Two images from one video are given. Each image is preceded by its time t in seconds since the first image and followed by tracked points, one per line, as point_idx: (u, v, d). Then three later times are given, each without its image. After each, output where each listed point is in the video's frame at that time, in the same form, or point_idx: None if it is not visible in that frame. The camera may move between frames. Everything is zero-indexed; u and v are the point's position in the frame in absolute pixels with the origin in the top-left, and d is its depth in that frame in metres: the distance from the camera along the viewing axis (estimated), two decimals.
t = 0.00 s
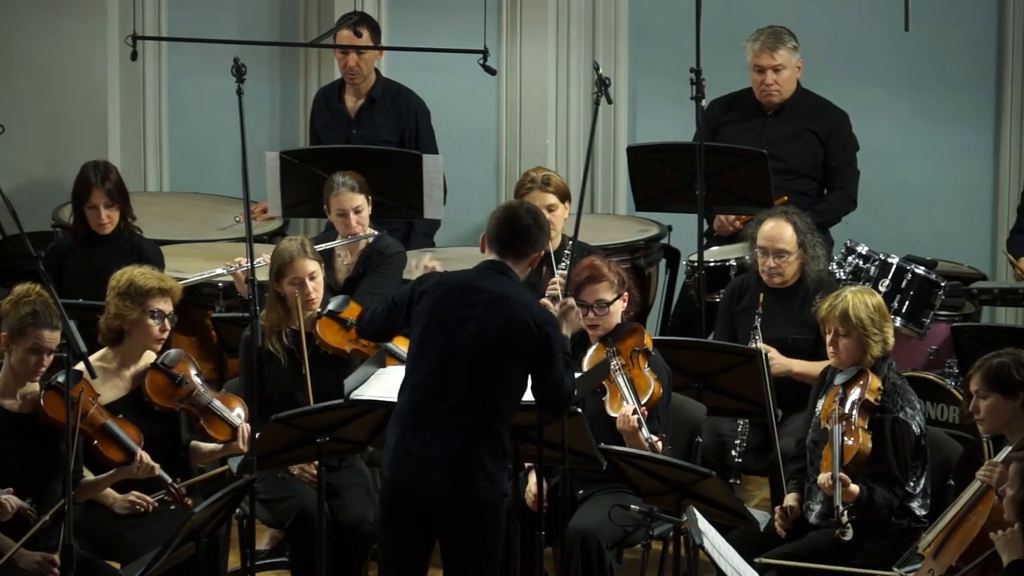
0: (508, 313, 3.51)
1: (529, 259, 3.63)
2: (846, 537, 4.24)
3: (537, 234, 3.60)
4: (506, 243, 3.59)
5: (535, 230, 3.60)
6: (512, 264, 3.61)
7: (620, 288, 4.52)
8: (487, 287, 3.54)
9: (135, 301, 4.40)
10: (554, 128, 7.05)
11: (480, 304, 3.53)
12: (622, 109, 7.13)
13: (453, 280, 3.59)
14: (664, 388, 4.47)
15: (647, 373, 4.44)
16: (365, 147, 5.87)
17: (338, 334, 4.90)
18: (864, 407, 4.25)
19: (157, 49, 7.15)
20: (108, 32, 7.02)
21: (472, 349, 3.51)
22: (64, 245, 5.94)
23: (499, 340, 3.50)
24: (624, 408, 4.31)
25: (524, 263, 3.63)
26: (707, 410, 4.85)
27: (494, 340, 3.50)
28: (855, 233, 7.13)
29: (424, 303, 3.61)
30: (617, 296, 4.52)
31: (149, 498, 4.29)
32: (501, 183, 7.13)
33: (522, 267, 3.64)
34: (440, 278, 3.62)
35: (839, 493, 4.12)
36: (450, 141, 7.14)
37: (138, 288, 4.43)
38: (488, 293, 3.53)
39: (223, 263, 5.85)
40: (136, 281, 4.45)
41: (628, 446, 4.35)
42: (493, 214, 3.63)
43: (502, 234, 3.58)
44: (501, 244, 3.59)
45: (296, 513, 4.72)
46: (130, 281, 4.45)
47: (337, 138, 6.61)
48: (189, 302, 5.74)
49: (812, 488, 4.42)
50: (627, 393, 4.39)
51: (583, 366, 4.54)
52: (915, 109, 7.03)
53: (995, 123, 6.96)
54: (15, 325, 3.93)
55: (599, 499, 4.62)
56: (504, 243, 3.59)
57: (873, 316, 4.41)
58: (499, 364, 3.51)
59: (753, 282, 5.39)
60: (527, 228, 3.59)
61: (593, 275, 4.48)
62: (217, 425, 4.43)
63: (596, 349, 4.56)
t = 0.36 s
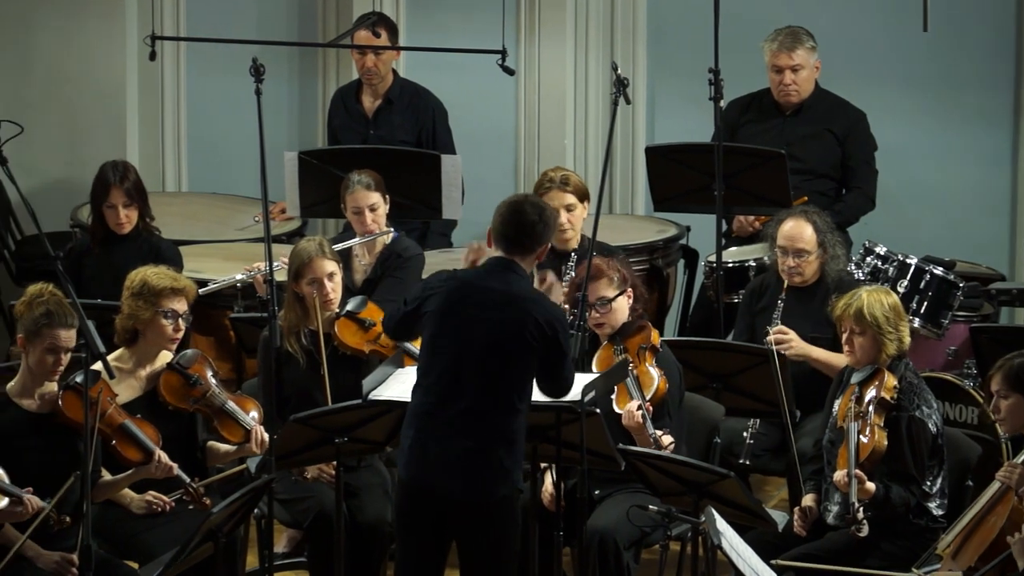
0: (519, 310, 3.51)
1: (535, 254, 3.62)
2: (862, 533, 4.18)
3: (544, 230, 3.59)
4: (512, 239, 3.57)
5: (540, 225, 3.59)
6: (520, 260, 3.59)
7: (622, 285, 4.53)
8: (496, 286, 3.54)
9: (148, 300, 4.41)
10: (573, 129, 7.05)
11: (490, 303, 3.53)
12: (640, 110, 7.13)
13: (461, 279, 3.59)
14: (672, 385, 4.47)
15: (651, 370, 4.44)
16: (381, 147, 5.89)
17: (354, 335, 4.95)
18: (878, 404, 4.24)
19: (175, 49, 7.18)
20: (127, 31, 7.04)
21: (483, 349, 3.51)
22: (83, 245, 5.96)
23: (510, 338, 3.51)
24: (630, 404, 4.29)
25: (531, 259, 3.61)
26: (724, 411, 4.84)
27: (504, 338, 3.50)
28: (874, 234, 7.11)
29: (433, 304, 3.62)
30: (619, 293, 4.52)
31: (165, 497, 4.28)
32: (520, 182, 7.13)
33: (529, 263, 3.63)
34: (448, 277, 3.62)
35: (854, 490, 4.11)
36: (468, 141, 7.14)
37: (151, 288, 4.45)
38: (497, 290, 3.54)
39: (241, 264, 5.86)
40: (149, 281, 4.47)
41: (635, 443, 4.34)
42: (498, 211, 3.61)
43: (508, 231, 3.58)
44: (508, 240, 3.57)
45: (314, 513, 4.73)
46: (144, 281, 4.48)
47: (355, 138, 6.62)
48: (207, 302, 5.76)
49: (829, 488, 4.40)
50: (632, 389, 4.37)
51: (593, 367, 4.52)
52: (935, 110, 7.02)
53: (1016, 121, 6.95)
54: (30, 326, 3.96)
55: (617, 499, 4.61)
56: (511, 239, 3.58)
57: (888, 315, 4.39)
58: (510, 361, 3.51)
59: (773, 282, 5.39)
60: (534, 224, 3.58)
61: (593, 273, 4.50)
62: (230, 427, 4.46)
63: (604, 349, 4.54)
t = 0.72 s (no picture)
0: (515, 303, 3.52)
1: (517, 242, 3.63)
2: (879, 533, 4.16)
3: (521, 218, 3.61)
4: (491, 230, 3.60)
5: (517, 213, 3.61)
6: (503, 250, 3.61)
7: (639, 284, 4.51)
8: (489, 280, 3.55)
9: (169, 299, 4.42)
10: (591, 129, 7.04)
11: (485, 297, 3.53)
12: (659, 110, 7.11)
13: (451, 276, 3.58)
14: (693, 388, 4.46)
15: (674, 374, 4.42)
16: (396, 147, 5.92)
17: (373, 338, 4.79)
18: (896, 403, 4.21)
19: (194, 49, 7.20)
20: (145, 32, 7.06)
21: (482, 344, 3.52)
22: (101, 246, 5.98)
23: (509, 331, 3.52)
24: (650, 409, 4.31)
25: (514, 247, 3.63)
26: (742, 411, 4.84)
27: (503, 332, 3.52)
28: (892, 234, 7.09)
29: (425, 304, 3.60)
30: (635, 291, 4.50)
31: (184, 497, 4.30)
32: (538, 183, 7.13)
33: (514, 252, 3.65)
34: (438, 274, 3.62)
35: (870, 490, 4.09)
36: (486, 142, 7.15)
37: (171, 286, 4.45)
38: (490, 284, 3.54)
39: (259, 264, 5.88)
40: (169, 280, 4.47)
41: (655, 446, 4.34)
42: (474, 208, 3.64)
43: (485, 223, 3.60)
44: (488, 233, 3.59)
45: (332, 513, 4.74)
46: (165, 281, 4.47)
47: (373, 138, 6.63)
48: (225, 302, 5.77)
49: (846, 488, 4.38)
50: (653, 393, 4.36)
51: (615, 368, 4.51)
52: (954, 110, 7.00)
53: None
54: (44, 328, 3.96)
55: (635, 500, 4.61)
56: (490, 232, 3.60)
57: (912, 319, 4.36)
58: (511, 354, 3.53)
59: (793, 281, 5.39)
60: (510, 214, 3.60)
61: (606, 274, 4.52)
62: (251, 423, 4.46)
63: (627, 352, 4.53)
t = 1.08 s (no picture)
0: (505, 303, 3.54)
1: (503, 244, 3.64)
2: (905, 538, 4.20)
3: (505, 219, 3.63)
4: (475, 233, 3.61)
5: (500, 215, 3.63)
6: (489, 252, 3.62)
7: (671, 282, 4.49)
8: (477, 282, 3.57)
9: (183, 296, 4.43)
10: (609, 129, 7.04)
11: (474, 299, 3.56)
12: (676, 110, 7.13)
13: (439, 280, 3.61)
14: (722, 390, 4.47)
15: (707, 375, 4.43)
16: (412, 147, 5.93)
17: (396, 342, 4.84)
18: (920, 408, 4.23)
19: (212, 50, 7.22)
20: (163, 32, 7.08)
21: (473, 345, 3.54)
22: (120, 245, 6.00)
23: (500, 331, 3.53)
24: (682, 408, 4.30)
25: (500, 249, 3.64)
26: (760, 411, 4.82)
27: (493, 332, 3.53)
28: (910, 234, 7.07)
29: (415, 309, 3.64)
30: (667, 289, 4.48)
31: (201, 498, 4.31)
32: (556, 182, 7.13)
33: (500, 254, 3.66)
34: (426, 279, 3.64)
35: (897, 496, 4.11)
36: (503, 142, 7.14)
37: (186, 284, 4.47)
38: (478, 285, 3.57)
39: (278, 264, 5.89)
40: (185, 277, 4.49)
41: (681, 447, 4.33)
42: (458, 213, 3.67)
43: (468, 228, 3.62)
44: (472, 237, 3.61)
45: (350, 513, 4.75)
46: (181, 279, 4.49)
47: (390, 138, 6.63)
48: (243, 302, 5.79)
49: (864, 489, 4.37)
50: (685, 393, 4.38)
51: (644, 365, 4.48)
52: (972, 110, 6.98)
53: None
54: (57, 332, 3.98)
55: (653, 501, 4.60)
56: (474, 236, 3.61)
57: (938, 324, 4.33)
58: (502, 354, 3.54)
59: (810, 281, 5.39)
60: (493, 216, 3.62)
61: (640, 269, 4.47)
62: (269, 422, 4.46)
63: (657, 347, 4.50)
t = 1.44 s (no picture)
0: (496, 299, 3.53)
1: (486, 232, 3.60)
2: (931, 537, 4.18)
3: (485, 210, 3.58)
4: (457, 229, 3.59)
5: (479, 206, 3.58)
6: (473, 246, 3.60)
7: (705, 283, 4.52)
8: (466, 279, 3.56)
9: (196, 294, 4.44)
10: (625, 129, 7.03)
11: (464, 296, 3.55)
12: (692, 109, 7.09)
13: (428, 279, 3.61)
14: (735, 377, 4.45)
15: (720, 358, 4.41)
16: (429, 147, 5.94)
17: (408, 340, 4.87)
18: (942, 408, 4.20)
19: (228, 50, 7.21)
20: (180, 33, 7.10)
21: (467, 343, 3.54)
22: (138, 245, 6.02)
23: (493, 327, 3.53)
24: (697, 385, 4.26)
25: (483, 239, 3.60)
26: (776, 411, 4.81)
27: (486, 328, 3.53)
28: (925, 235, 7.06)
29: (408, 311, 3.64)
30: (702, 290, 4.50)
31: (218, 498, 4.34)
32: (572, 182, 7.12)
33: (486, 243, 3.63)
34: (416, 278, 3.64)
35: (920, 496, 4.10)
36: (519, 141, 7.15)
37: (200, 282, 4.49)
38: (468, 282, 3.56)
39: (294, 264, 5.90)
40: (198, 275, 4.51)
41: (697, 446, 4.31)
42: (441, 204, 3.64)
43: (450, 223, 3.61)
44: (455, 233, 3.59)
45: (366, 512, 4.76)
46: (194, 276, 4.51)
47: (406, 138, 6.64)
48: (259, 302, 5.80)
49: (880, 490, 4.37)
50: (698, 371, 4.34)
51: (659, 358, 4.46)
52: (987, 111, 6.99)
53: None
54: (69, 337, 4.01)
55: (669, 501, 4.59)
56: (457, 230, 3.59)
57: (958, 321, 4.30)
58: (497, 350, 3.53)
59: (828, 281, 5.37)
60: (472, 208, 3.58)
61: (681, 265, 4.49)
62: (286, 415, 4.48)
63: (673, 341, 4.48)
